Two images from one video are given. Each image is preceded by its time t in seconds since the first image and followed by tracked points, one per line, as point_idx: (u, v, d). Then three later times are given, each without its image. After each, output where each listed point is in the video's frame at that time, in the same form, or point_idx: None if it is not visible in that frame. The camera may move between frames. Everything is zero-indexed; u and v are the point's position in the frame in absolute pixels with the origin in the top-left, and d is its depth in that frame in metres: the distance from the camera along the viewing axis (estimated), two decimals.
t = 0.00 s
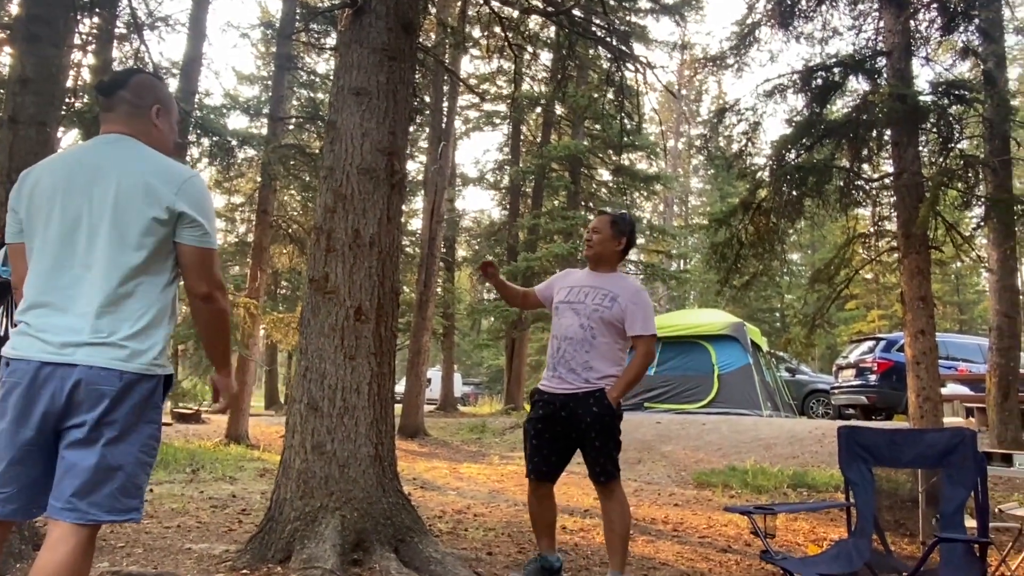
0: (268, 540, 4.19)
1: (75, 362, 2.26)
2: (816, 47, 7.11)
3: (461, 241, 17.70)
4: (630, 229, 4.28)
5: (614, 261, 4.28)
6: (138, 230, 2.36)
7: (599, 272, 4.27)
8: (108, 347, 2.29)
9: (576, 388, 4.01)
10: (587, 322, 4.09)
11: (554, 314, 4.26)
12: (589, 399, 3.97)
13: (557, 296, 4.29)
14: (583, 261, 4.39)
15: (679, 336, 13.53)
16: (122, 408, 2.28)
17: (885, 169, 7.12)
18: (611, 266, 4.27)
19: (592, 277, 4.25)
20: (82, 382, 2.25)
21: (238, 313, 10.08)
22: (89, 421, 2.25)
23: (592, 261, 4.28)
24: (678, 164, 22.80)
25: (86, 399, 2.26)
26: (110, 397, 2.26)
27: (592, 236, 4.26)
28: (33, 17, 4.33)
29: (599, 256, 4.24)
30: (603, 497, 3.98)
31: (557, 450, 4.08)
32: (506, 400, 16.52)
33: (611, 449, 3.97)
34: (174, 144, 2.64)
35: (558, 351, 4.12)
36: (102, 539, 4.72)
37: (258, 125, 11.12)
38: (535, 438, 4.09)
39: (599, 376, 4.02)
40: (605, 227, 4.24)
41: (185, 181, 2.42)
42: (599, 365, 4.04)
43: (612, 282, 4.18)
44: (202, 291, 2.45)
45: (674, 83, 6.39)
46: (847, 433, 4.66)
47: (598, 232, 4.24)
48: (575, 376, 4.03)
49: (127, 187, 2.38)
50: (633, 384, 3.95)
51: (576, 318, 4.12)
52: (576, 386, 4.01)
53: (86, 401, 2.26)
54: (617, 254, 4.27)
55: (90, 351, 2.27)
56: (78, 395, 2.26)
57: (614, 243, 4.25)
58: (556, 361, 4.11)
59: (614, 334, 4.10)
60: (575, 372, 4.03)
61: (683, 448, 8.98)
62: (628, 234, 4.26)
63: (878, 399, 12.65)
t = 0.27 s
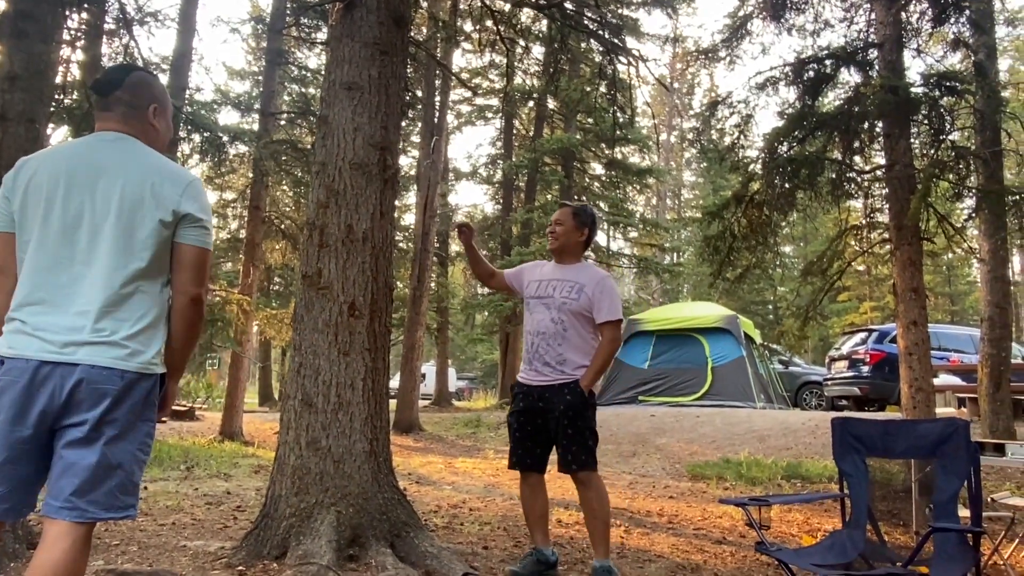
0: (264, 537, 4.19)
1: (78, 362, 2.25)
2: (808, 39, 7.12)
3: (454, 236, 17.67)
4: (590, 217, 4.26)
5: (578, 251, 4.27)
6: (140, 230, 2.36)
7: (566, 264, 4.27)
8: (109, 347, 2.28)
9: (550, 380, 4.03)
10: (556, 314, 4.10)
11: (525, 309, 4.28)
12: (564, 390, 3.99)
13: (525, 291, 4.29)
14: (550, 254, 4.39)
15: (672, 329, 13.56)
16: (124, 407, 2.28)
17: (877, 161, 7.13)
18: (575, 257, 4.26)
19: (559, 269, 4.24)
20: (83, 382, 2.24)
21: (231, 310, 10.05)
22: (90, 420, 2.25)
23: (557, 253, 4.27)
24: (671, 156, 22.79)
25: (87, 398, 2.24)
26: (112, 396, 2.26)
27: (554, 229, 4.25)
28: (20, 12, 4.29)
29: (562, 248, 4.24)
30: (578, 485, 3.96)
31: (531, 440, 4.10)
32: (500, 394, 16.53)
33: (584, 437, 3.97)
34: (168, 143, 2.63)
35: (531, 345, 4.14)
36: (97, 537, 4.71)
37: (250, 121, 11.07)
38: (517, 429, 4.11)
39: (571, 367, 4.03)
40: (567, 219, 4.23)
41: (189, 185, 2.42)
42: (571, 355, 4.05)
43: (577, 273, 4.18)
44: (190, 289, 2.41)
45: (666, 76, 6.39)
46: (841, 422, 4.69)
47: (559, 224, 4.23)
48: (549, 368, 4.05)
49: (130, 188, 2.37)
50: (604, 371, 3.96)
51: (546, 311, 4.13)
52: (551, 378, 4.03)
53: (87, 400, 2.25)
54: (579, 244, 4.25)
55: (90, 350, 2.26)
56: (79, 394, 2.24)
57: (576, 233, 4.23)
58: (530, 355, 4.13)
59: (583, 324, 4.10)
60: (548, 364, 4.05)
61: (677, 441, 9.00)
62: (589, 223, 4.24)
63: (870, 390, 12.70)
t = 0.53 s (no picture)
0: (260, 529, 4.20)
1: (64, 355, 2.24)
2: (802, 27, 7.10)
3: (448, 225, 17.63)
4: (559, 200, 4.25)
5: (551, 236, 4.26)
6: (125, 223, 2.35)
7: (540, 250, 4.26)
8: (97, 339, 2.27)
9: (542, 365, 4.04)
10: (538, 300, 4.09)
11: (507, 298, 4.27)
12: (553, 372, 4.00)
13: (504, 281, 4.28)
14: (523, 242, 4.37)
15: (666, 317, 13.58)
16: (111, 401, 2.28)
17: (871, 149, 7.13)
18: (549, 242, 4.25)
19: (535, 256, 4.23)
20: (69, 376, 2.23)
21: (225, 302, 10.03)
22: (77, 414, 2.24)
23: (531, 240, 4.25)
24: (666, 145, 22.74)
25: (74, 392, 2.24)
26: (98, 390, 2.25)
27: (525, 217, 4.23)
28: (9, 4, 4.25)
29: (535, 235, 4.22)
30: (552, 464, 4.00)
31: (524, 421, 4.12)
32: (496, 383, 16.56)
33: (568, 414, 3.97)
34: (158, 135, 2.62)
35: (518, 333, 4.13)
36: (93, 531, 4.71)
37: (242, 112, 11.01)
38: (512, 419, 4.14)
39: (561, 350, 4.04)
40: (538, 205, 4.21)
41: (174, 175, 2.41)
42: (558, 339, 4.05)
43: (553, 257, 4.17)
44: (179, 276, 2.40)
45: (660, 65, 6.36)
46: (836, 412, 4.71)
47: (530, 211, 4.21)
48: (538, 354, 4.05)
49: (115, 179, 2.36)
50: (593, 350, 3.98)
51: (528, 298, 4.12)
52: (542, 363, 4.04)
53: (73, 394, 2.24)
54: (551, 228, 4.24)
55: (76, 343, 2.25)
56: (65, 388, 2.24)
57: (548, 218, 4.22)
58: (518, 343, 4.13)
59: (566, 306, 4.10)
60: (537, 350, 4.05)
61: (673, 430, 9.03)
62: (559, 206, 4.24)
63: (864, 377, 12.75)
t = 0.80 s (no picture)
0: (261, 526, 4.21)
1: (55, 355, 2.24)
2: (800, 19, 7.08)
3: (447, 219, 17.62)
4: (551, 196, 4.23)
5: (542, 232, 4.24)
6: (114, 218, 2.33)
7: (531, 246, 4.24)
8: (88, 337, 2.26)
9: (532, 363, 4.04)
10: (529, 297, 4.09)
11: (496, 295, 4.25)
12: (546, 371, 4.00)
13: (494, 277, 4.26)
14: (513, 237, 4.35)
15: (665, 310, 13.59)
16: (104, 399, 2.27)
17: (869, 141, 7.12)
18: (540, 238, 4.24)
19: (526, 253, 4.21)
20: (62, 375, 2.23)
21: (224, 298, 10.03)
22: (71, 413, 2.24)
23: (522, 236, 4.24)
24: (664, 138, 22.72)
25: (67, 391, 2.24)
26: (91, 388, 2.24)
27: (516, 213, 4.21)
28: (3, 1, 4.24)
29: (526, 230, 4.20)
30: (554, 464, 4.04)
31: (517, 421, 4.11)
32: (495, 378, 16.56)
33: (564, 417, 4.03)
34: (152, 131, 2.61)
35: (508, 331, 4.13)
36: (94, 528, 4.72)
37: (240, 107, 10.99)
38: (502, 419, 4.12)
39: (551, 348, 4.04)
40: (530, 201, 4.19)
41: (162, 168, 2.38)
42: (548, 337, 4.05)
43: (544, 255, 4.15)
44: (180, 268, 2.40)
45: (658, 58, 6.35)
46: (835, 406, 4.71)
47: (521, 207, 4.19)
48: (529, 351, 4.05)
49: (102, 173, 2.35)
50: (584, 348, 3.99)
51: (518, 296, 4.11)
52: (532, 361, 4.04)
53: (67, 393, 2.24)
54: (543, 225, 4.22)
55: (68, 341, 2.25)
56: (58, 387, 2.23)
57: (540, 215, 4.20)
58: (508, 341, 4.13)
59: (557, 304, 4.10)
60: (528, 347, 4.06)
61: (673, 424, 9.05)
62: (550, 203, 4.22)
63: (863, 369, 12.76)
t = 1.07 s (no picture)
0: (271, 521, 4.23)
1: (62, 353, 2.25)
2: (807, 11, 7.05)
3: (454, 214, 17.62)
4: (547, 196, 4.20)
5: (541, 232, 4.23)
6: (113, 214, 2.31)
7: (530, 245, 4.23)
8: (94, 335, 2.27)
9: (535, 362, 4.04)
10: (528, 297, 4.08)
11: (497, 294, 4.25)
12: (551, 367, 4.01)
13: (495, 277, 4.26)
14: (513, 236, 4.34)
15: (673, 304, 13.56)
16: (113, 395, 2.28)
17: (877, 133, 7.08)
18: (539, 237, 4.22)
19: (525, 252, 4.20)
20: (69, 372, 2.24)
21: (232, 293, 10.05)
22: (80, 410, 2.25)
23: (521, 236, 4.22)
24: (670, 131, 22.66)
25: (75, 389, 2.25)
26: (98, 385, 2.25)
27: (514, 213, 4.19)
28: None
29: (524, 230, 4.19)
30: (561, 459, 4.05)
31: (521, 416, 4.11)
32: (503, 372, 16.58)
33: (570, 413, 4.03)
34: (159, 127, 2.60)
35: (509, 331, 4.13)
36: (106, 524, 4.74)
37: (246, 103, 11.00)
38: (502, 416, 4.12)
39: (553, 347, 4.04)
40: (527, 200, 4.17)
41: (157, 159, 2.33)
42: (549, 336, 4.05)
43: (543, 254, 4.13)
44: (207, 260, 2.28)
45: (665, 51, 6.32)
46: (843, 398, 4.72)
47: (518, 207, 4.17)
48: (531, 350, 4.06)
49: (100, 169, 2.32)
50: (586, 346, 3.98)
51: (518, 296, 4.11)
52: (535, 360, 4.05)
53: (75, 391, 2.25)
54: (540, 225, 4.20)
55: (76, 339, 2.26)
56: (67, 385, 2.25)
57: (537, 214, 4.18)
58: (511, 340, 4.13)
59: (557, 303, 4.08)
60: (531, 346, 4.06)
61: (680, 418, 9.04)
62: (547, 202, 4.20)
63: (872, 362, 12.73)
